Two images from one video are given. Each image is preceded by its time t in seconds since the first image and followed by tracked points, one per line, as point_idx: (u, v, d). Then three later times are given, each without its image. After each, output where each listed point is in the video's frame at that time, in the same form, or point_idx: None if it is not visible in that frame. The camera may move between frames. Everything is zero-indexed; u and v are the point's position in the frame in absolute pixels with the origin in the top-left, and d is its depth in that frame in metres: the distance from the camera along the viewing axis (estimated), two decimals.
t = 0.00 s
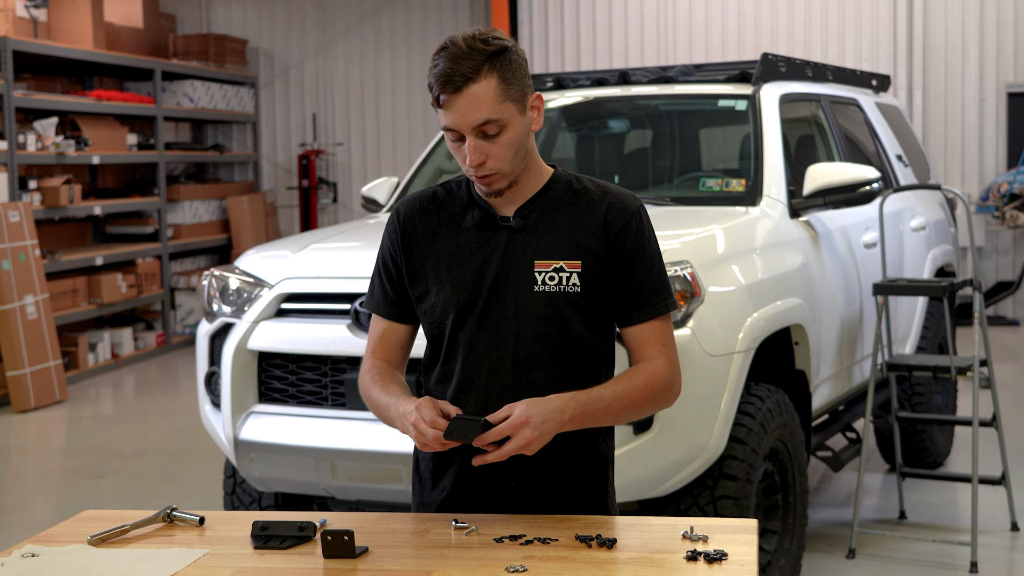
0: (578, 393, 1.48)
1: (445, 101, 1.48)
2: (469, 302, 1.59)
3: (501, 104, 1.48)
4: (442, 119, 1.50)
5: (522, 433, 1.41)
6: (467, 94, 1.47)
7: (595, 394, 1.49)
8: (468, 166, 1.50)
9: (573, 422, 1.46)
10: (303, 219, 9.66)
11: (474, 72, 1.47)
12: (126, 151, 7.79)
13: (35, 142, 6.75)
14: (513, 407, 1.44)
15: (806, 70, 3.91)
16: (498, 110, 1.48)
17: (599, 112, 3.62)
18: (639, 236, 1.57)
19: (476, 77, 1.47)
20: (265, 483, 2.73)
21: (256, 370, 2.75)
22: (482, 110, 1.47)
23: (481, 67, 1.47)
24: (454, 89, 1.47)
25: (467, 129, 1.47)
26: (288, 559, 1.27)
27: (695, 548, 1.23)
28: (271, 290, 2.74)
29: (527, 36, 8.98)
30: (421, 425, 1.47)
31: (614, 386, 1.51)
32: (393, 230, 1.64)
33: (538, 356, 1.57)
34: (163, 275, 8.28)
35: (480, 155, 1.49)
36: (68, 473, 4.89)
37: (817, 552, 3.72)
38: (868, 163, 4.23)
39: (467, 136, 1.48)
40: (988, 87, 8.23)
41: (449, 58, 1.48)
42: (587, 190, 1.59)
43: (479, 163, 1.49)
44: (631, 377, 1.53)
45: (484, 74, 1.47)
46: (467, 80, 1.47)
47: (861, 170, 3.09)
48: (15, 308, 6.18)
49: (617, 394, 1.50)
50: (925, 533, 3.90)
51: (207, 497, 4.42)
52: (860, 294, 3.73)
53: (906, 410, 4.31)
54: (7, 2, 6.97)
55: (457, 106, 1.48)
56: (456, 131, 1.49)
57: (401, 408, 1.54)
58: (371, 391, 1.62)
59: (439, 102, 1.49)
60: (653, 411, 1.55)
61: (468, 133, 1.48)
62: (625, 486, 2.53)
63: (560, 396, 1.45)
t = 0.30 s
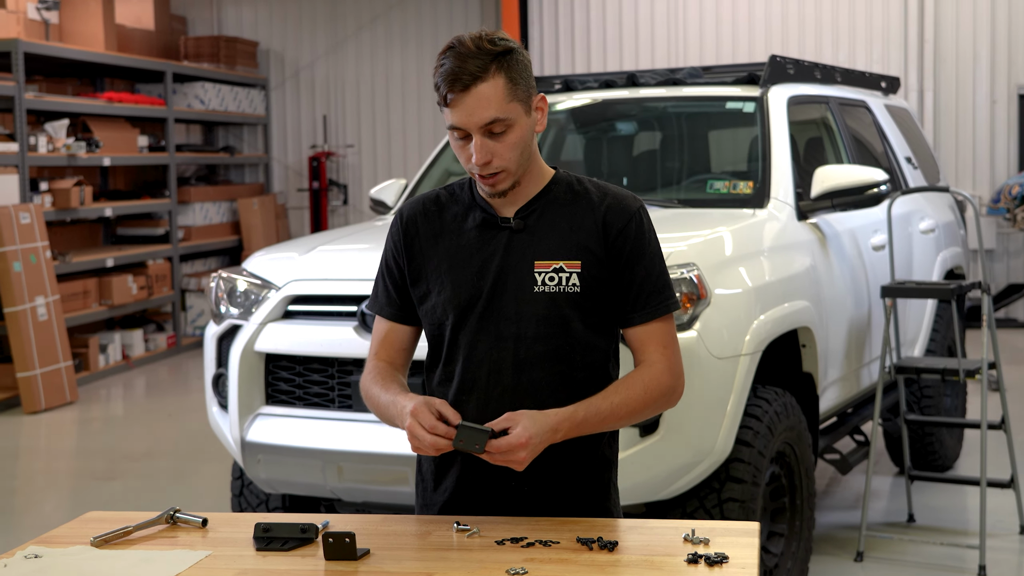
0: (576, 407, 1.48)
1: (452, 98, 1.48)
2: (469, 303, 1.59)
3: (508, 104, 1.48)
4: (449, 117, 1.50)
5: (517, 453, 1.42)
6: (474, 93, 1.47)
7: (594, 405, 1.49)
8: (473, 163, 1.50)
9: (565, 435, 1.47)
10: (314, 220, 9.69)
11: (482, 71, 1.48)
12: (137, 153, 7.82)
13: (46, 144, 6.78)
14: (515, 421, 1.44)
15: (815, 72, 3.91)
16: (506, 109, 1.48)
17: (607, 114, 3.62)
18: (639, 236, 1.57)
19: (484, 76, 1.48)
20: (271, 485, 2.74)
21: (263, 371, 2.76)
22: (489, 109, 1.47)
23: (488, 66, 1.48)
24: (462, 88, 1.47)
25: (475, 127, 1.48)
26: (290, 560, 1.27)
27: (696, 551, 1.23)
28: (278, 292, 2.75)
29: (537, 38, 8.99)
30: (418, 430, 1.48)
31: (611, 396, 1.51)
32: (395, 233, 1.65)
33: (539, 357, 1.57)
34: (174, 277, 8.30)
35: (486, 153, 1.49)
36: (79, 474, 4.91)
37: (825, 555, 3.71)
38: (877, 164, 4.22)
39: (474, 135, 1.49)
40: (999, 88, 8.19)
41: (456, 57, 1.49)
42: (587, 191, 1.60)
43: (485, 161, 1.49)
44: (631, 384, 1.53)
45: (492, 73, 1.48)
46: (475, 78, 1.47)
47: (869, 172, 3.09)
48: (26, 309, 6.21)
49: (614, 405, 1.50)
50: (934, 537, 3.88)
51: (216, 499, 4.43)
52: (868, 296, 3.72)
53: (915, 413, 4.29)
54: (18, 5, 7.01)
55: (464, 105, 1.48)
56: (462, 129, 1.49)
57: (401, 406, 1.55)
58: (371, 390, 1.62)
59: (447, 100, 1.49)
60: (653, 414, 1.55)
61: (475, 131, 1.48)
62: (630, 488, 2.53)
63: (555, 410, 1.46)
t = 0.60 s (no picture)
0: (576, 409, 1.48)
1: (455, 81, 1.50)
2: (466, 301, 1.60)
3: (511, 87, 1.50)
4: (452, 100, 1.51)
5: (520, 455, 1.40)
6: (478, 75, 1.49)
7: (595, 404, 1.49)
8: (476, 145, 1.50)
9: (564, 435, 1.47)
10: (321, 222, 9.71)
11: (485, 55, 1.50)
12: (145, 156, 7.85)
13: (55, 146, 6.79)
14: (526, 424, 1.41)
15: (820, 76, 3.91)
16: (509, 91, 1.50)
17: (612, 117, 3.63)
18: (635, 235, 1.58)
19: (487, 59, 1.50)
20: (275, 486, 2.74)
21: (267, 373, 2.77)
22: (493, 88, 1.49)
23: (491, 51, 1.50)
24: (466, 69, 1.49)
25: (479, 107, 1.49)
26: (288, 561, 1.28)
27: (693, 554, 1.24)
28: (282, 294, 2.76)
29: (545, 41, 8.99)
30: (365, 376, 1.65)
31: (611, 394, 1.51)
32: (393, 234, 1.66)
33: (535, 355, 1.58)
34: (181, 279, 8.32)
35: (489, 133, 1.49)
36: (85, 476, 4.93)
37: (829, 559, 3.70)
38: (882, 168, 4.22)
39: (477, 115, 1.49)
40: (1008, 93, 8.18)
41: (459, 43, 1.51)
42: (583, 190, 1.60)
43: (488, 141, 1.49)
44: (631, 381, 1.53)
45: (495, 57, 1.50)
46: (478, 61, 1.49)
47: (873, 176, 3.09)
48: (33, 311, 6.23)
49: (613, 404, 1.50)
50: (939, 541, 3.88)
51: (221, 501, 4.44)
52: (872, 300, 3.71)
53: (920, 417, 4.29)
54: (27, 8, 7.04)
55: (467, 87, 1.49)
56: (465, 111, 1.50)
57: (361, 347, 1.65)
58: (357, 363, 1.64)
59: (450, 84, 1.51)
60: (653, 411, 1.56)
61: (479, 112, 1.49)
62: (632, 492, 2.53)
63: (558, 411, 1.46)
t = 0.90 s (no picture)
0: (576, 397, 1.48)
1: (456, 94, 1.51)
2: (468, 304, 1.61)
3: (511, 99, 1.50)
4: (453, 113, 1.52)
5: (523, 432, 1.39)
6: (477, 88, 1.50)
7: (593, 396, 1.50)
8: (476, 159, 1.52)
9: (563, 422, 1.47)
10: (331, 224, 9.74)
11: (486, 68, 1.50)
12: (156, 157, 7.88)
13: (65, 148, 6.82)
14: (521, 403, 1.41)
15: (828, 81, 3.91)
16: (509, 104, 1.50)
17: (619, 121, 3.63)
18: (636, 240, 1.58)
19: (488, 72, 1.50)
20: (280, 488, 2.75)
21: (272, 375, 2.78)
22: (493, 102, 1.49)
23: (492, 63, 1.51)
24: (466, 83, 1.50)
25: (478, 122, 1.50)
26: (289, 562, 1.28)
27: (692, 557, 1.24)
28: (289, 296, 2.77)
29: (555, 45, 9.00)
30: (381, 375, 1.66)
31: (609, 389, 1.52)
32: (398, 239, 1.68)
33: (535, 359, 1.58)
34: (191, 280, 8.35)
35: (489, 148, 1.51)
36: (93, 476, 4.95)
37: (834, 565, 3.69)
38: (889, 172, 4.22)
39: (477, 130, 1.50)
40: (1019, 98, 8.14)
41: (460, 55, 1.52)
42: (585, 196, 1.61)
43: (488, 155, 1.51)
44: (630, 381, 1.54)
45: (495, 70, 1.50)
46: (479, 75, 1.50)
47: (880, 182, 3.09)
48: (43, 311, 6.26)
49: (613, 399, 1.51)
50: (944, 547, 3.87)
51: (227, 502, 4.45)
52: (879, 306, 3.71)
53: (926, 423, 4.28)
54: (39, 9, 7.08)
55: (467, 101, 1.50)
56: (466, 124, 1.51)
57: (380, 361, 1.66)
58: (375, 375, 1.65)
59: (451, 97, 1.51)
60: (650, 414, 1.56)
61: (479, 126, 1.50)
62: (636, 496, 2.53)
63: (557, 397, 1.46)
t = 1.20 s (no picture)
0: (574, 390, 1.50)
1: (453, 110, 1.52)
2: (471, 312, 1.62)
3: (508, 115, 1.52)
4: (451, 129, 1.54)
5: (517, 417, 1.41)
6: (474, 105, 1.51)
7: (592, 393, 1.51)
8: (474, 175, 1.54)
9: (561, 417, 1.48)
10: (347, 230, 9.78)
11: (482, 84, 1.51)
12: (173, 163, 7.94)
13: (83, 153, 6.89)
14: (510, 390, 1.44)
15: (842, 89, 3.91)
16: (506, 120, 1.52)
17: (633, 129, 3.64)
18: (637, 247, 1.59)
19: (484, 88, 1.51)
20: (292, 492, 2.77)
21: (285, 380, 2.80)
22: (489, 119, 1.51)
23: (489, 79, 1.52)
24: (463, 99, 1.51)
25: (475, 138, 1.51)
26: (295, 564, 1.30)
27: (696, 562, 1.25)
28: (302, 301, 2.80)
29: (572, 53, 9.02)
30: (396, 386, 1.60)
31: (610, 388, 1.53)
32: (403, 247, 1.70)
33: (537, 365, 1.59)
34: (207, 285, 8.40)
35: (486, 164, 1.53)
36: (109, 479, 4.99)
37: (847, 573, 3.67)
38: (904, 180, 4.21)
39: (475, 146, 1.52)
40: None
41: (457, 70, 1.53)
42: (587, 203, 1.62)
43: (485, 171, 1.53)
44: (630, 383, 1.54)
45: (492, 86, 1.52)
46: (475, 90, 1.51)
47: (893, 190, 3.08)
48: (60, 315, 6.32)
49: (612, 396, 1.52)
50: (958, 557, 3.84)
51: (241, 507, 4.48)
52: (893, 314, 3.70)
53: (941, 432, 4.26)
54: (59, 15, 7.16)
55: (464, 117, 1.52)
56: (464, 140, 1.53)
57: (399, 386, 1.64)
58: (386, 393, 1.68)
59: (448, 112, 1.53)
60: (650, 419, 1.57)
61: (476, 142, 1.52)
62: (647, 502, 2.54)
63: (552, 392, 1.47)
